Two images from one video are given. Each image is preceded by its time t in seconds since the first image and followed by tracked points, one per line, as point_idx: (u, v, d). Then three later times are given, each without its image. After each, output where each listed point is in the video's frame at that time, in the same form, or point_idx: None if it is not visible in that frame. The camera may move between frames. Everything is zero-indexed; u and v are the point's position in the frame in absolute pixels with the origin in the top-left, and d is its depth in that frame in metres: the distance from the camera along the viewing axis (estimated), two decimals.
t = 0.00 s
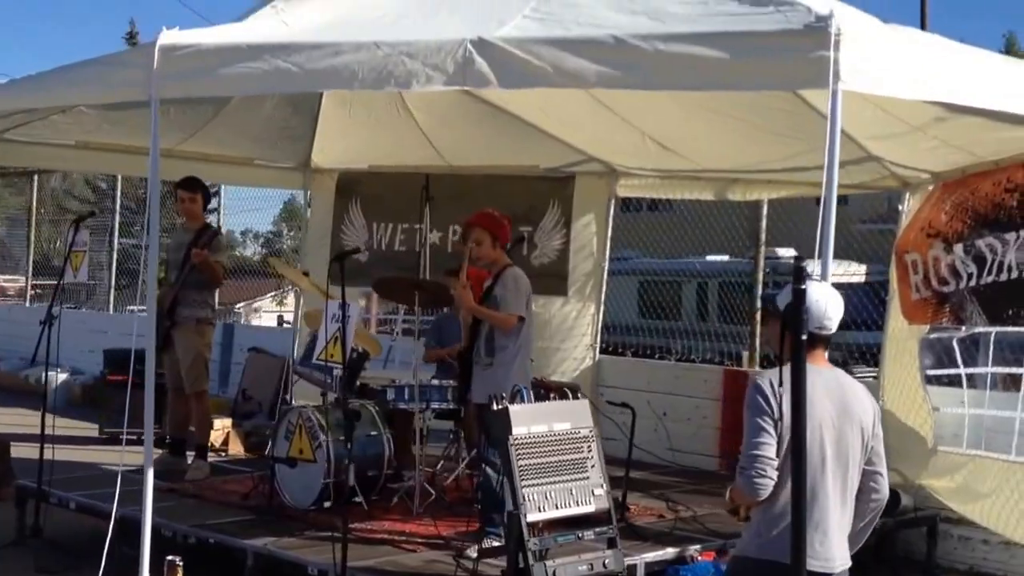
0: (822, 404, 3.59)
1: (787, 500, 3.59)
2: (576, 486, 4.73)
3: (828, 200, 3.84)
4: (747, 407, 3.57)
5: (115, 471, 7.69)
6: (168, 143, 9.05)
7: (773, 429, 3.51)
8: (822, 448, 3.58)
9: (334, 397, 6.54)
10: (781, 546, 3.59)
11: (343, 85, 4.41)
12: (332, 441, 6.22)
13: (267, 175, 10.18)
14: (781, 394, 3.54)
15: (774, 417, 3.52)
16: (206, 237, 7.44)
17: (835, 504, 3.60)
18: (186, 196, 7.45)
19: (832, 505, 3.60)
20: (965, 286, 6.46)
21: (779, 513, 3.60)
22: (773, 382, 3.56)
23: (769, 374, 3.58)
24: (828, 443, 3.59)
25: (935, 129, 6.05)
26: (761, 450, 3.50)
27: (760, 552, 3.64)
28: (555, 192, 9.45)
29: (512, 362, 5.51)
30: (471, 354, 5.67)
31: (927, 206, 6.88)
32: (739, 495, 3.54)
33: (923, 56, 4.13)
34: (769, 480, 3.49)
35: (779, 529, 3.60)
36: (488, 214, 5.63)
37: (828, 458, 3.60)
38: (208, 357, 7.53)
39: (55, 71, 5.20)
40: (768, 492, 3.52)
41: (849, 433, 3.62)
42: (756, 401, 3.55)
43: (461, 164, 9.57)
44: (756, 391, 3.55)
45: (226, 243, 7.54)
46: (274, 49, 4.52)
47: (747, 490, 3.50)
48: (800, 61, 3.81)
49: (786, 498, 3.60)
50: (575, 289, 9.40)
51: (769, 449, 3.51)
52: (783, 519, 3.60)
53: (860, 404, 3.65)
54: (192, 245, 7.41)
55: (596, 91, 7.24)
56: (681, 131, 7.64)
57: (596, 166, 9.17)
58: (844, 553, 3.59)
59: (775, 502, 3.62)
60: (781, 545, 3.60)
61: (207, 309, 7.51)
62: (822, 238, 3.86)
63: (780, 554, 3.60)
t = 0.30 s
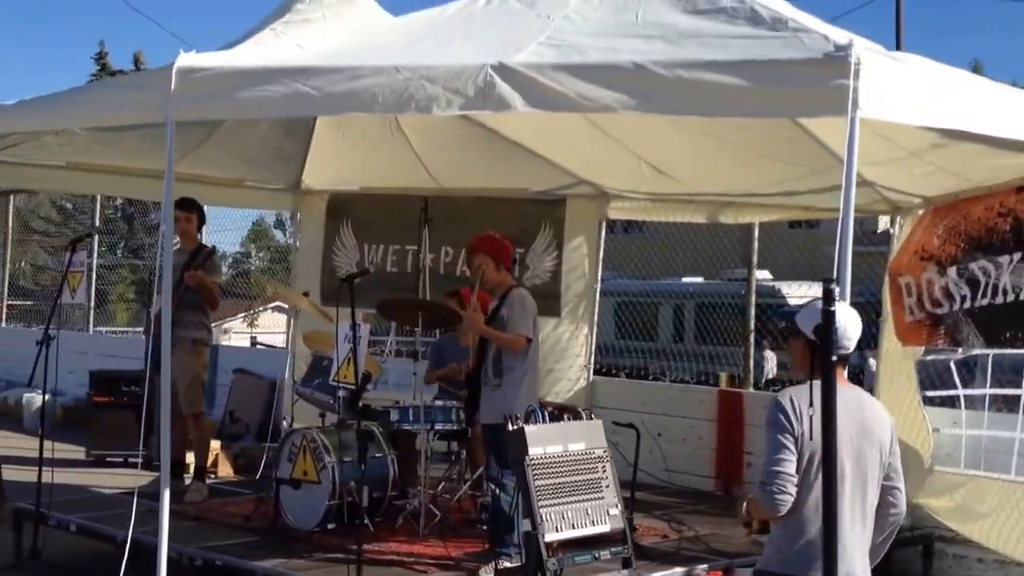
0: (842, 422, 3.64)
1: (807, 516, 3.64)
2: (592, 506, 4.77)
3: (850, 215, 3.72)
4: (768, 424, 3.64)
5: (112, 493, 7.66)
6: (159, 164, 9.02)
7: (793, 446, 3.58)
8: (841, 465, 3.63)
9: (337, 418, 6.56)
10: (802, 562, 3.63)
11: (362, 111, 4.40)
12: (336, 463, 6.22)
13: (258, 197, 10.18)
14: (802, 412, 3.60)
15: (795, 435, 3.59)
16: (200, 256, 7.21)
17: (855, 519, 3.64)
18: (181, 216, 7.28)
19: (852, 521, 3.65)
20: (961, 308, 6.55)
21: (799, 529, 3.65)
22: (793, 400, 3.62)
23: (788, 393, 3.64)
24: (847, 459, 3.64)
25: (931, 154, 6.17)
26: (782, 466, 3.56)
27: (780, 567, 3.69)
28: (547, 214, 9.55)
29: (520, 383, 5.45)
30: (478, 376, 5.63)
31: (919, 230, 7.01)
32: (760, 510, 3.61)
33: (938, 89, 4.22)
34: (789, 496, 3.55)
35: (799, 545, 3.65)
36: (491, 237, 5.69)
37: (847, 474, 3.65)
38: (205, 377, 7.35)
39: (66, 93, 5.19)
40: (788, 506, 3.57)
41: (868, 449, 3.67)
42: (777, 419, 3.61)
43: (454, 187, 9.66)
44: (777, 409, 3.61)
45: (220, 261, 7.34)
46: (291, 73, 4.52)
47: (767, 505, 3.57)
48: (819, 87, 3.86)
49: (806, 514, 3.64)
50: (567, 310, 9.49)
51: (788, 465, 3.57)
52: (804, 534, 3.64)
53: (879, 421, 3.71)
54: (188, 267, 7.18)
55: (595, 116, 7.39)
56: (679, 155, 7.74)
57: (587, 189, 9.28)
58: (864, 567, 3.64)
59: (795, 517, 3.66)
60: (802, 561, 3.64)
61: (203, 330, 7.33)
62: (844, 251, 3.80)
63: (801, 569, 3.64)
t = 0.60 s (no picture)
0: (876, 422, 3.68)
1: (842, 514, 3.66)
2: (612, 506, 4.79)
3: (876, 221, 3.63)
4: (803, 426, 3.66)
5: (111, 497, 7.61)
6: (151, 167, 8.92)
7: (829, 447, 3.61)
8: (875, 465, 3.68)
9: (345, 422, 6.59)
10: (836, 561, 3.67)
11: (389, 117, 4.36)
12: (346, 464, 6.25)
13: (250, 200, 10.12)
14: (839, 412, 3.63)
15: (830, 435, 3.61)
16: (204, 258, 7.22)
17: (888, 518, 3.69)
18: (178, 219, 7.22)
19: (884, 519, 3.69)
20: (963, 308, 6.65)
21: (833, 527, 3.67)
22: (828, 401, 3.65)
23: (823, 393, 3.67)
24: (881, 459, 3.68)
25: (933, 157, 6.22)
26: (820, 467, 3.58)
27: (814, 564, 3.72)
28: (542, 216, 9.59)
29: (536, 383, 5.50)
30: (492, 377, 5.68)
31: (917, 232, 7.09)
32: (794, 509, 3.63)
33: (953, 96, 4.20)
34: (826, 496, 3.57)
35: (832, 543, 3.68)
36: (499, 242, 5.71)
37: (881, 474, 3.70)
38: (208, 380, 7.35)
39: (74, 96, 5.10)
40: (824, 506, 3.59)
41: (901, 449, 3.73)
42: (813, 419, 3.63)
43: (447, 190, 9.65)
44: (813, 410, 3.64)
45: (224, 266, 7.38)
46: (312, 76, 4.47)
47: (803, 504, 3.58)
48: (845, 91, 3.83)
49: (841, 513, 3.67)
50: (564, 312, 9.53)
51: (825, 465, 3.59)
52: (837, 532, 3.67)
53: (912, 420, 3.76)
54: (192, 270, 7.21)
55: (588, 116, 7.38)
56: (679, 159, 7.75)
57: (580, 191, 9.31)
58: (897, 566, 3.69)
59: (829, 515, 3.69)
60: (835, 559, 3.67)
61: (206, 332, 7.34)
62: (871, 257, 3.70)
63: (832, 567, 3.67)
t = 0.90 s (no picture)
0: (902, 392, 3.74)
1: (869, 484, 3.73)
2: (633, 480, 4.91)
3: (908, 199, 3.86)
4: (833, 399, 3.68)
5: (117, 475, 7.64)
6: (147, 147, 8.87)
7: (860, 418, 3.63)
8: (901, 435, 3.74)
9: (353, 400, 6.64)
10: (864, 529, 3.73)
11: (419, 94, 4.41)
12: (357, 441, 6.30)
13: (246, 179, 10.10)
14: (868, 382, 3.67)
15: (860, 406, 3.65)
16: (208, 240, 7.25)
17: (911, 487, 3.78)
18: (185, 198, 7.23)
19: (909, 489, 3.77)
20: (965, 285, 6.91)
21: (859, 497, 3.74)
22: (858, 373, 3.67)
23: (853, 365, 3.69)
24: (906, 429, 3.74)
25: (938, 134, 6.32)
26: (852, 439, 3.60)
27: (841, 533, 3.78)
28: (538, 194, 9.66)
29: (552, 362, 5.56)
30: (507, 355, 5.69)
31: (920, 212, 7.38)
32: (825, 481, 3.65)
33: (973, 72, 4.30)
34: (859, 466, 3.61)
35: (859, 512, 3.74)
36: (512, 223, 5.77)
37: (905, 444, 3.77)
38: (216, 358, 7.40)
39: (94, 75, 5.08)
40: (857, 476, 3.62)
41: (925, 419, 3.79)
42: (844, 392, 3.65)
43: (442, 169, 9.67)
44: (842, 381, 3.66)
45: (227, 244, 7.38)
46: (341, 54, 4.50)
47: (838, 476, 3.59)
48: (877, 70, 3.93)
49: (868, 484, 3.74)
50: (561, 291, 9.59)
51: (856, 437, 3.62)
52: (863, 502, 3.74)
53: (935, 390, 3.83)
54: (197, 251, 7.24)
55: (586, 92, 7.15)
56: (680, 139, 7.82)
57: (576, 169, 9.36)
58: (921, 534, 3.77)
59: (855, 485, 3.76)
60: (862, 527, 3.73)
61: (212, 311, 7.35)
62: (902, 241, 3.95)
63: (859, 535, 3.74)
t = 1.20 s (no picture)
0: (882, 347, 3.92)
1: (854, 435, 3.89)
2: (645, 438, 4.99)
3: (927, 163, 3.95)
4: (813, 352, 3.88)
5: (109, 438, 7.62)
6: (132, 110, 8.74)
7: (840, 370, 3.83)
8: (880, 388, 3.91)
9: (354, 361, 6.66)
10: (846, 477, 3.88)
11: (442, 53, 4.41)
12: (361, 404, 6.31)
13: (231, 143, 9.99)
14: (847, 337, 3.86)
15: (841, 359, 3.83)
16: (205, 201, 7.22)
17: (893, 436, 3.94)
18: (179, 160, 7.18)
19: (891, 438, 3.93)
20: (959, 247, 7.04)
21: (844, 447, 3.90)
22: (836, 328, 3.88)
23: (832, 320, 3.90)
24: (884, 381, 3.92)
25: (934, 98, 6.41)
26: (832, 390, 3.81)
27: (825, 483, 3.94)
28: (526, 157, 9.66)
29: (559, 323, 5.58)
30: (513, 317, 5.71)
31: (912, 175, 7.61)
32: (808, 431, 3.86)
33: (987, 32, 4.37)
34: (838, 414, 3.80)
35: (842, 461, 3.90)
36: (514, 184, 5.73)
37: (885, 396, 3.94)
38: (210, 320, 7.38)
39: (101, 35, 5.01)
40: (837, 426, 3.82)
41: (903, 371, 3.97)
42: (824, 345, 3.85)
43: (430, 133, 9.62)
44: (821, 335, 3.87)
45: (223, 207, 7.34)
46: (360, 14, 4.49)
47: (817, 424, 3.81)
48: (898, 30, 4.00)
49: (850, 432, 3.89)
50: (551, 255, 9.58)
51: (837, 388, 3.82)
52: (847, 452, 3.89)
53: (914, 347, 4.01)
54: (193, 212, 7.21)
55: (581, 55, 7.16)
56: (674, 104, 7.84)
57: (564, 134, 9.37)
58: (901, 482, 3.94)
59: (840, 436, 3.92)
60: (848, 476, 3.88)
61: (206, 273, 7.32)
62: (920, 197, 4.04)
63: (845, 485, 3.89)
